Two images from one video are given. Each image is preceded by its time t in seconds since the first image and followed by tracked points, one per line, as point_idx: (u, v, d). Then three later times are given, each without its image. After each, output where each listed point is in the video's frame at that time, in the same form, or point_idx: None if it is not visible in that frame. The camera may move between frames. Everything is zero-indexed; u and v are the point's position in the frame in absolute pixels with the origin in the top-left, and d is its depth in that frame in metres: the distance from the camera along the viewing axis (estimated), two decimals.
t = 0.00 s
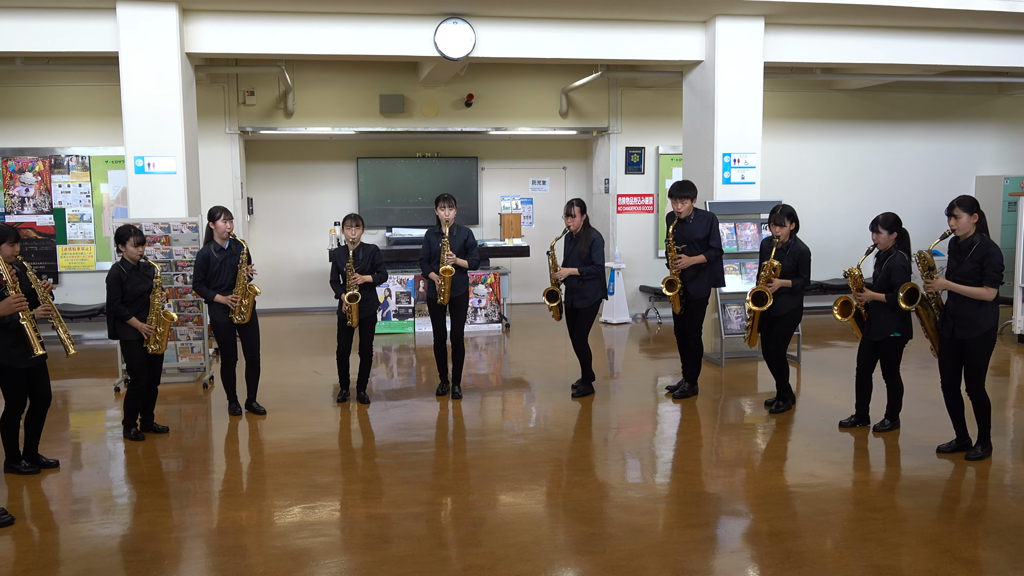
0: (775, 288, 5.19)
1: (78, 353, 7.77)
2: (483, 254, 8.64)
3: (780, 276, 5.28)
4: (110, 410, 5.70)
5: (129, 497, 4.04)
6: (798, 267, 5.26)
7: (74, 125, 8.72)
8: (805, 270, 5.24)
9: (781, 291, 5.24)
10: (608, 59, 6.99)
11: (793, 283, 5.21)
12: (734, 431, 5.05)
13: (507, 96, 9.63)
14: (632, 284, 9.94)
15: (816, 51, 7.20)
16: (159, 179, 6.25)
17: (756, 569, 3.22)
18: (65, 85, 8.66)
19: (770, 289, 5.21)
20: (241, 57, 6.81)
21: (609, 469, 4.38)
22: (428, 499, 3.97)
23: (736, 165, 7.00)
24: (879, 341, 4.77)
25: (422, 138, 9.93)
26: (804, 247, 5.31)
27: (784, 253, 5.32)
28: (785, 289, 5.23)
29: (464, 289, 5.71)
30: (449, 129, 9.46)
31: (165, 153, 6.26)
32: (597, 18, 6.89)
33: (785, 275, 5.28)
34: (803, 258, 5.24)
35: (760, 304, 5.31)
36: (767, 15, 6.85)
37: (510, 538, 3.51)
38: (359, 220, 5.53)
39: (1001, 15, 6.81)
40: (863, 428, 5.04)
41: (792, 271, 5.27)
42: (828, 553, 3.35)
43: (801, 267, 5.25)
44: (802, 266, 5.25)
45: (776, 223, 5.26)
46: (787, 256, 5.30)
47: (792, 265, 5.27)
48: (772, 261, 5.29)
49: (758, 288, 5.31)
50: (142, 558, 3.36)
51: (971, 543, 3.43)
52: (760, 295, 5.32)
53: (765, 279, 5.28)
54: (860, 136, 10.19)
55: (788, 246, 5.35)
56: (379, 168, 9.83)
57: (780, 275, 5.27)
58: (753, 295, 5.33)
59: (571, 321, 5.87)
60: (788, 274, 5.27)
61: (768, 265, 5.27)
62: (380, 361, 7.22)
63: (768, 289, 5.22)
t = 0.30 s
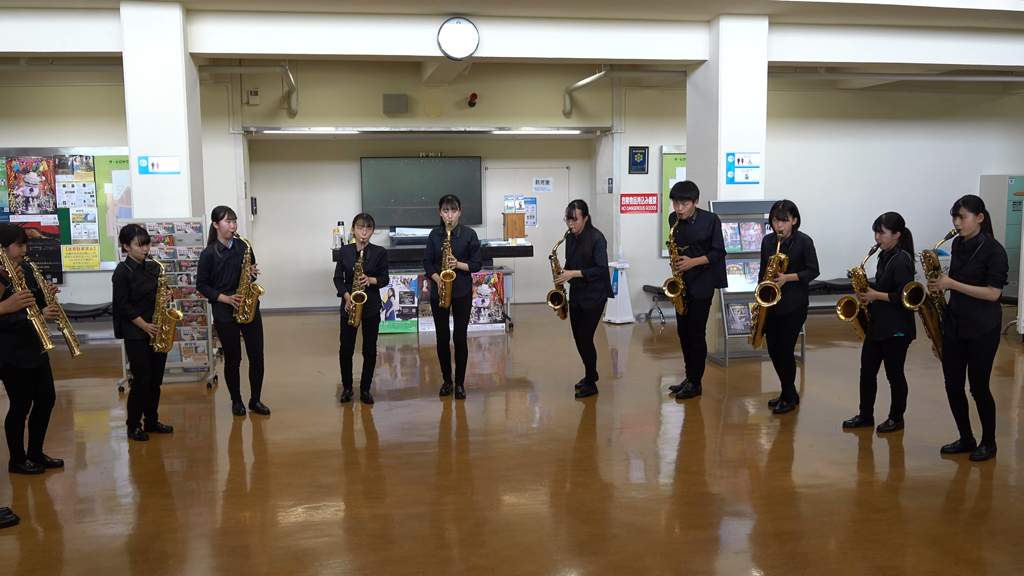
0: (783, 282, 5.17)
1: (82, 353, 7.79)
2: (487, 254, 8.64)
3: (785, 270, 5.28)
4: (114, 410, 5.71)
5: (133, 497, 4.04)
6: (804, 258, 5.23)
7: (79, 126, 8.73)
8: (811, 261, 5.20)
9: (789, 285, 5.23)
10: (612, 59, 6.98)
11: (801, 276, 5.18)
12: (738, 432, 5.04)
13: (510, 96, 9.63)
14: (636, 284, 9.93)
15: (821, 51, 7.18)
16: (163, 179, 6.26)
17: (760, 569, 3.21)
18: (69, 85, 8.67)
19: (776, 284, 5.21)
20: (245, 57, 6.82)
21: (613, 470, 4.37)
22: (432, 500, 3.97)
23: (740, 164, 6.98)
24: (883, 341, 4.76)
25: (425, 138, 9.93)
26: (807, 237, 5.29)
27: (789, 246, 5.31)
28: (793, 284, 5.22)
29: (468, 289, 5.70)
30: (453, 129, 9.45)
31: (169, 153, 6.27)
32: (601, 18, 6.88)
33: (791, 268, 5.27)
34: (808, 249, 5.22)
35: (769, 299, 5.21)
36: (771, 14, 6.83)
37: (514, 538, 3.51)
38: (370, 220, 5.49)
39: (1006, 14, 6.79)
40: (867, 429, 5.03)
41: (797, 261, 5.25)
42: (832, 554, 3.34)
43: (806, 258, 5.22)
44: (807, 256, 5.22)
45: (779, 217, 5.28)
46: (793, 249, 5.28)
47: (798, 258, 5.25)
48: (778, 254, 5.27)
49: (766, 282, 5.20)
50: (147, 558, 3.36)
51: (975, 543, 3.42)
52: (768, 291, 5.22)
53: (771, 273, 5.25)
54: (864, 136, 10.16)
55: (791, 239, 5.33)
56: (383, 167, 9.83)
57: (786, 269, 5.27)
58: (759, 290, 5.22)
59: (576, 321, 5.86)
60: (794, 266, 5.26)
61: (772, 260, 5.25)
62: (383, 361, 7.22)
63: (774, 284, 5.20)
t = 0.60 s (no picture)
0: (782, 276, 5.17)
1: (87, 352, 7.80)
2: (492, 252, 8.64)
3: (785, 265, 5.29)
4: (118, 409, 5.72)
5: (137, 496, 4.05)
6: (806, 251, 5.22)
7: (82, 125, 8.75)
8: (814, 254, 5.19)
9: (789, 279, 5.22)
10: (616, 57, 6.97)
11: (802, 270, 5.16)
12: (742, 431, 5.03)
13: (513, 95, 9.61)
14: (640, 283, 9.92)
15: (825, 49, 7.16)
16: (167, 178, 6.26)
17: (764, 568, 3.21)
18: (73, 83, 8.68)
19: (776, 279, 5.20)
20: (249, 56, 6.82)
21: (617, 469, 4.36)
22: (435, 498, 3.97)
23: (744, 163, 6.97)
24: (887, 340, 4.75)
25: (429, 137, 9.94)
26: (810, 230, 5.28)
27: (792, 241, 5.30)
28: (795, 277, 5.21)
29: (470, 289, 5.68)
30: (456, 128, 9.45)
31: (173, 151, 6.27)
32: (605, 16, 6.87)
33: (791, 262, 5.27)
34: (810, 242, 5.21)
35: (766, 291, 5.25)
36: (776, 12, 6.82)
37: (518, 537, 3.51)
38: (376, 219, 5.50)
39: (1011, 12, 6.77)
40: (872, 428, 5.02)
41: (799, 256, 5.24)
42: (836, 554, 3.33)
43: (808, 252, 5.22)
44: (809, 249, 5.21)
45: (779, 213, 5.27)
46: (795, 243, 5.27)
47: (800, 253, 5.24)
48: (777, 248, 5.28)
49: (765, 276, 5.24)
50: (152, 556, 3.37)
51: (979, 543, 3.42)
52: (766, 283, 5.26)
53: (771, 268, 5.27)
54: (868, 134, 10.14)
55: (795, 234, 5.31)
56: (387, 166, 9.83)
57: (785, 263, 5.28)
58: (758, 284, 5.27)
59: (580, 321, 5.86)
60: (796, 260, 5.25)
61: (770, 254, 5.28)
62: (387, 360, 7.22)
63: (774, 278, 5.20)
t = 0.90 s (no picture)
0: (778, 276, 5.19)
1: (90, 353, 7.82)
2: (494, 250, 8.63)
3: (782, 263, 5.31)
4: (122, 409, 5.73)
5: (141, 496, 4.06)
6: (805, 252, 5.21)
7: (85, 125, 8.76)
8: (814, 255, 5.18)
9: (784, 279, 5.24)
10: (618, 55, 6.96)
11: (799, 271, 5.14)
12: (744, 428, 5.03)
13: (515, 93, 9.61)
14: (642, 281, 9.92)
15: (827, 45, 7.13)
16: (169, 178, 6.27)
17: (767, 565, 3.21)
18: (75, 84, 8.69)
19: (774, 277, 5.22)
20: (250, 56, 6.83)
21: (620, 466, 4.36)
22: (438, 497, 3.97)
23: (746, 160, 6.96)
24: (890, 337, 4.74)
25: (431, 136, 9.94)
26: (811, 230, 5.27)
27: (792, 242, 5.29)
28: (790, 277, 5.21)
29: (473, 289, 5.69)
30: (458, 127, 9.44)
31: (174, 151, 6.28)
32: (606, 14, 6.86)
33: (790, 261, 5.26)
34: (811, 243, 5.20)
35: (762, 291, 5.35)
36: (777, 8, 6.80)
37: (522, 535, 3.51)
38: (371, 216, 5.49)
39: (1014, 7, 6.75)
40: (875, 425, 5.01)
41: (799, 257, 5.23)
42: (839, 551, 3.33)
43: (809, 252, 5.20)
44: (809, 250, 5.20)
45: (778, 213, 5.27)
46: (796, 243, 5.26)
47: (800, 253, 5.23)
48: (772, 249, 5.31)
49: (760, 275, 5.36)
50: (156, 556, 3.37)
51: (983, 539, 3.41)
52: (761, 282, 5.37)
53: (767, 266, 5.32)
54: (871, 131, 10.11)
55: (795, 233, 5.30)
56: (389, 165, 9.83)
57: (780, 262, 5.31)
58: (753, 283, 5.37)
59: (584, 319, 5.86)
60: (795, 260, 5.24)
61: (765, 252, 5.32)
62: (390, 359, 7.23)
63: (770, 277, 5.24)
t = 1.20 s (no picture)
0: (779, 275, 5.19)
1: (93, 351, 7.83)
2: (496, 249, 8.65)
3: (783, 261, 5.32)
4: (124, 407, 5.73)
5: (144, 494, 4.06)
6: (807, 251, 5.19)
7: (87, 124, 8.77)
8: (814, 254, 5.16)
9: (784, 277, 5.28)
10: (620, 53, 6.95)
11: (799, 269, 5.14)
12: (747, 427, 5.02)
13: (516, 91, 9.60)
14: (644, 279, 9.92)
15: (829, 43, 7.13)
16: (171, 177, 6.27)
17: (769, 563, 3.21)
18: (77, 83, 8.71)
19: (775, 276, 5.22)
20: (252, 55, 6.83)
21: (622, 465, 4.37)
22: (440, 495, 3.98)
23: (749, 158, 6.96)
24: (893, 334, 4.74)
25: (433, 134, 9.95)
26: (813, 229, 5.25)
27: (793, 242, 5.27)
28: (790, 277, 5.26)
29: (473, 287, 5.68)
30: (460, 125, 9.44)
31: (177, 150, 6.28)
32: (608, 12, 6.86)
33: (792, 260, 5.25)
34: (812, 241, 5.18)
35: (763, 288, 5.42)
36: (779, 6, 6.80)
37: (524, 533, 3.51)
38: (363, 216, 5.52)
39: (1016, 5, 6.74)
40: (877, 423, 5.01)
41: (801, 256, 5.22)
42: (841, 548, 3.33)
43: (810, 251, 5.18)
44: (810, 249, 5.18)
45: (780, 211, 5.26)
46: (797, 242, 5.25)
47: (801, 252, 5.21)
48: (773, 247, 5.31)
49: (761, 272, 5.40)
50: (158, 554, 3.38)
51: (985, 537, 3.41)
52: (762, 281, 5.43)
53: (768, 264, 5.32)
54: (873, 129, 10.11)
55: (797, 231, 5.29)
56: (391, 164, 9.83)
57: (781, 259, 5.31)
58: (757, 282, 5.42)
59: (586, 315, 5.85)
60: (797, 259, 5.23)
61: (765, 250, 5.31)
62: (392, 357, 7.23)
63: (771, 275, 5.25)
